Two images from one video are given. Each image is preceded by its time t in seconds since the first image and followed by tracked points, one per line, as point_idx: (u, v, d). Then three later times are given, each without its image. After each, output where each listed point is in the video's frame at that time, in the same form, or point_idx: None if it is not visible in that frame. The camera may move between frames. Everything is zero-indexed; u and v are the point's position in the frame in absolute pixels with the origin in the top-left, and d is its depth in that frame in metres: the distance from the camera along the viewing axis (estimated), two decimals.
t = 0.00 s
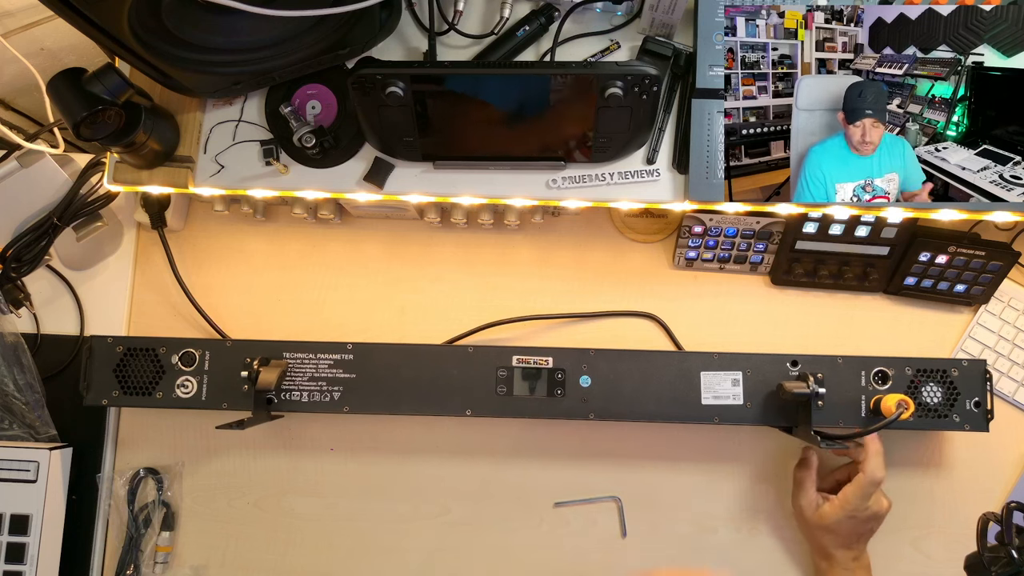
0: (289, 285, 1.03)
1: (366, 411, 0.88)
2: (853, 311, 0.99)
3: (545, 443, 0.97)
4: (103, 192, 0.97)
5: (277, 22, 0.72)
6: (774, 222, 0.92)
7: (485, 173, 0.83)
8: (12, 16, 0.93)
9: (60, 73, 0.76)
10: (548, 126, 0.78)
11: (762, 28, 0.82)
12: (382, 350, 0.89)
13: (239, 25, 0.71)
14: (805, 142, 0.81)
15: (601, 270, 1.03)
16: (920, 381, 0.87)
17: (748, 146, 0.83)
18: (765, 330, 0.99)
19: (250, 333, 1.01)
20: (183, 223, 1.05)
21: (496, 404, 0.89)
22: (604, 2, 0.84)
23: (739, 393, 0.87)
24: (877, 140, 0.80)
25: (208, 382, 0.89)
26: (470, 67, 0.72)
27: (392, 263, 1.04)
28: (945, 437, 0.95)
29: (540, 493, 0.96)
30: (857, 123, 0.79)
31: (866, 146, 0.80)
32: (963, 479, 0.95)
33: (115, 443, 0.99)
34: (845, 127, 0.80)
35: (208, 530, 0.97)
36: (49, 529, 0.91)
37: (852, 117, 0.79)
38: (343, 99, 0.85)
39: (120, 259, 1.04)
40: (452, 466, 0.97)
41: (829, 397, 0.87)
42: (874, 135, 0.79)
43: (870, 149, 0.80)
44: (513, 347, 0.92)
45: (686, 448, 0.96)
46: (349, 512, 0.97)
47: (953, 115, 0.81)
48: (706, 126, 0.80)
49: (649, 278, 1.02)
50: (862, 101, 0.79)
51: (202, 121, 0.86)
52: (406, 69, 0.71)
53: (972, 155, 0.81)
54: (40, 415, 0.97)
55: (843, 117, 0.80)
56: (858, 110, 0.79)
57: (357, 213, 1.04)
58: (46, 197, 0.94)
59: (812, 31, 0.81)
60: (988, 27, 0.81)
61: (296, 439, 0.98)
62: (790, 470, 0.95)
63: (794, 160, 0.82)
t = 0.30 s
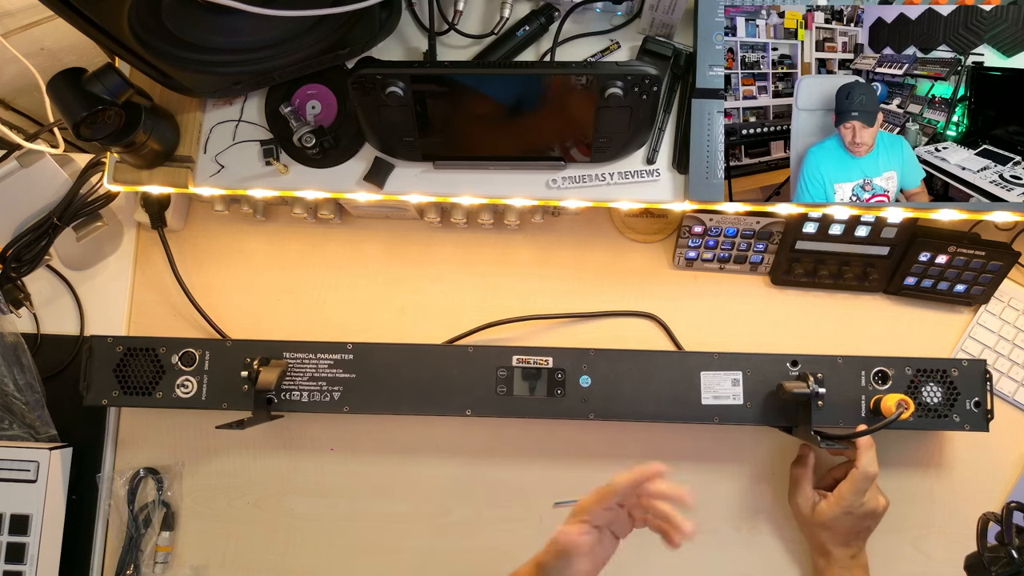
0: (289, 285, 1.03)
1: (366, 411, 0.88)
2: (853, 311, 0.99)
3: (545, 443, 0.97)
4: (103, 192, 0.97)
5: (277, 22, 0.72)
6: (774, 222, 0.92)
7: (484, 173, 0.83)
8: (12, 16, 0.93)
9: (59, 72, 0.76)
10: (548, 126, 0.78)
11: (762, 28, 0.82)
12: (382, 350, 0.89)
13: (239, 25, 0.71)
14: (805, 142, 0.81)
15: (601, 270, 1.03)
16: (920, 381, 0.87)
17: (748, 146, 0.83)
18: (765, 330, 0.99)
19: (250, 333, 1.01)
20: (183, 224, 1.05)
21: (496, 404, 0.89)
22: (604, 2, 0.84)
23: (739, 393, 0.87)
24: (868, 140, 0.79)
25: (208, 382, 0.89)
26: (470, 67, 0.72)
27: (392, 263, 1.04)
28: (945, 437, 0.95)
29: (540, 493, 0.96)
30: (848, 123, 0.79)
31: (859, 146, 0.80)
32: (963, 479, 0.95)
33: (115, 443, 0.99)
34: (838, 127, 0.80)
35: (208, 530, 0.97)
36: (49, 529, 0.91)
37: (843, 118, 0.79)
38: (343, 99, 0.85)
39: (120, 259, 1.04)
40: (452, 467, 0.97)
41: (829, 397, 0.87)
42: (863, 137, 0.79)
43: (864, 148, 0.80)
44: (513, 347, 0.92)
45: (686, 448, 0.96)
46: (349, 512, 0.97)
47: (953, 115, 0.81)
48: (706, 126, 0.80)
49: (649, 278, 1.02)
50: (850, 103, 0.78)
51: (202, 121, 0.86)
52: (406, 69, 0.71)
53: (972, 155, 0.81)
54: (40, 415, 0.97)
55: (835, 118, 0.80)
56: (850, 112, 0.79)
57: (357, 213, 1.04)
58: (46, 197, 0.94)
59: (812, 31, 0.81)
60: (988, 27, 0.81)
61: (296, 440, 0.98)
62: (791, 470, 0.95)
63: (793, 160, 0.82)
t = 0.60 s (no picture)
0: (289, 285, 1.03)
1: (366, 410, 0.88)
2: (853, 311, 0.99)
3: (545, 443, 0.97)
4: (103, 192, 0.98)
5: (277, 22, 0.72)
6: (774, 222, 0.92)
7: (484, 173, 0.83)
8: (13, 16, 0.93)
9: (59, 72, 0.76)
10: (548, 127, 0.79)
11: (762, 28, 0.82)
12: (382, 350, 0.89)
13: (239, 25, 0.71)
14: (805, 142, 0.81)
15: (601, 270, 1.03)
16: (920, 381, 0.87)
17: (748, 146, 0.83)
18: (765, 330, 0.99)
19: (250, 333, 1.01)
20: (183, 224, 1.05)
21: (496, 404, 0.89)
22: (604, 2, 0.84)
23: (739, 393, 0.87)
24: (869, 136, 0.80)
25: (208, 382, 0.89)
26: (470, 66, 0.72)
27: (392, 263, 1.04)
28: (945, 437, 0.95)
29: (540, 493, 0.96)
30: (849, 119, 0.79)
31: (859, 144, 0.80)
32: (963, 479, 0.95)
33: (115, 443, 0.99)
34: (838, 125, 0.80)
35: (208, 530, 0.97)
36: (49, 529, 0.91)
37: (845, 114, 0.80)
38: (343, 99, 0.85)
39: (120, 259, 1.04)
40: (452, 467, 0.97)
41: (829, 397, 0.87)
42: (867, 131, 0.79)
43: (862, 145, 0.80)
44: (513, 347, 0.92)
45: (686, 448, 0.96)
46: (349, 512, 0.97)
47: (953, 115, 0.81)
48: (706, 126, 0.80)
49: (649, 278, 1.02)
50: (855, 98, 0.79)
51: (202, 121, 0.86)
52: (406, 69, 0.71)
53: (972, 155, 0.81)
54: (40, 415, 0.97)
55: (836, 116, 0.80)
56: (853, 108, 0.79)
57: (357, 213, 1.04)
58: (46, 197, 0.94)
59: (812, 31, 0.81)
60: (988, 27, 0.81)
61: (296, 440, 0.98)
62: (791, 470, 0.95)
63: (793, 161, 0.82)
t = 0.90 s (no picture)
0: (289, 285, 1.03)
1: (366, 410, 0.88)
2: (853, 312, 0.99)
3: (545, 443, 0.97)
4: (103, 192, 0.98)
5: (278, 22, 0.72)
6: (774, 222, 0.92)
7: (484, 172, 0.83)
8: (12, 16, 0.93)
9: (59, 72, 0.76)
10: (549, 127, 0.79)
11: (762, 28, 0.82)
12: (382, 350, 0.89)
13: (240, 25, 0.71)
14: (804, 142, 0.81)
15: (601, 270, 1.03)
16: (920, 381, 0.87)
17: (748, 146, 0.83)
18: (765, 331, 0.99)
19: (250, 333, 1.01)
20: (183, 224, 1.05)
21: (496, 404, 0.89)
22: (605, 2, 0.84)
23: (739, 392, 0.87)
24: (867, 134, 0.80)
25: (208, 382, 0.89)
26: (469, 67, 0.72)
27: (392, 263, 1.04)
28: (945, 437, 0.95)
29: (540, 493, 0.96)
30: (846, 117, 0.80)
31: (856, 142, 0.80)
32: (963, 479, 0.95)
33: (115, 443, 0.99)
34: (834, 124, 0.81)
35: (208, 530, 0.97)
36: (49, 529, 0.91)
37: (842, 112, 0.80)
38: (343, 99, 0.85)
39: (120, 259, 1.04)
40: (452, 467, 0.97)
41: (829, 397, 0.87)
42: (863, 128, 0.80)
43: (859, 144, 0.80)
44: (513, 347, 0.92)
45: (686, 448, 0.96)
46: (349, 512, 0.97)
47: (953, 115, 0.81)
48: (706, 126, 0.80)
49: (649, 278, 1.02)
50: (851, 96, 0.79)
51: (202, 121, 0.86)
52: (406, 69, 0.71)
53: (972, 155, 0.81)
54: (40, 415, 0.97)
55: (833, 114, 0.80)
56: (851, 106, 0.79)
57: (357, 213, 1.04)
58: (46, 197, 0.94)
59: (812, 30, 0.81)
60: (988, 27, 0.81)
61: (296, 440, 0.98)
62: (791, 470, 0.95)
63: (793, 161, 0.82)
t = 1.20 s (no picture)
0: (289, 285, 1.03)
1: (366, 410, 0.88)
2: (853, 312, 0.99)
3: (545, 443, 0.97)
4: (103, 192, 0.98)
5: (278, 22, 0.72)
6: (774, 222, 0.92)
7: (484, 172, 0.83)
8: (13, 16, 0.94)
9: (59, 72, 0.76)
10: (549, 126, 0.79)
11: (762, 28, 0.82)
12: (382, 350, 0.89)
13: (240, 25, 0.71)
14: (804, 142, 0.81)
15: (601, 270, 1.03)
16: (919, 381, 0.87)
17: (748, 146, 0.83)
18: (765, 331, 0.99)
19: (251, 333, 1.01)
20: (183, 224, 1.05)
21: (496, 404, 0.89)
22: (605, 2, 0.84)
23: (739, 393, 0.87)
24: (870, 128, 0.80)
25: (208, 382, 0.89)
26: (469, 67, 0.72)
27: (392, 263, 1.04)
28: (945, 437, 0.95)
29: (540, 493, 0.96)
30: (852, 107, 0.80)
31: (858, 134, 0.80)
32: (963, 479, 0.95)
33: (115, 443, 0.99)
34: (838, 117, 0.80)
35: (208, 530, 0.97)
36: (49, 529, 0.91)
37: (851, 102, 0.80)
38: (343, 99, 0.85)
39: (120, 259, 1.04)
40: (452, 467, 0.97)
41: (829, 397, 0.87)
42: (867, 123, 0.80)
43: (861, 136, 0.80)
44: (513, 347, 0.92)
45: (686, 448, 0.96)
46: (349, 512, 0.97)
47: (953, 115, 0.81)
48: (706, 126, 0.80)
49: (649, 278, 1.02)
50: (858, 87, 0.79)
51: (202, 121, 0.86)
52: (406, 69, 0.71)
53: (972, 155, 0.81)
54: (40, 415, 0.97)
55: (839, 109, 0.80)
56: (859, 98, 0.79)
57: (357, 213, 1.04)
58: (46, 197, 0.94)
59: (812, 30, 0.81)
60: (988, 27, 0.81)
61: (296, 440, 0.98)
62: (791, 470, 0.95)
63: (793, 161, 0.81)
